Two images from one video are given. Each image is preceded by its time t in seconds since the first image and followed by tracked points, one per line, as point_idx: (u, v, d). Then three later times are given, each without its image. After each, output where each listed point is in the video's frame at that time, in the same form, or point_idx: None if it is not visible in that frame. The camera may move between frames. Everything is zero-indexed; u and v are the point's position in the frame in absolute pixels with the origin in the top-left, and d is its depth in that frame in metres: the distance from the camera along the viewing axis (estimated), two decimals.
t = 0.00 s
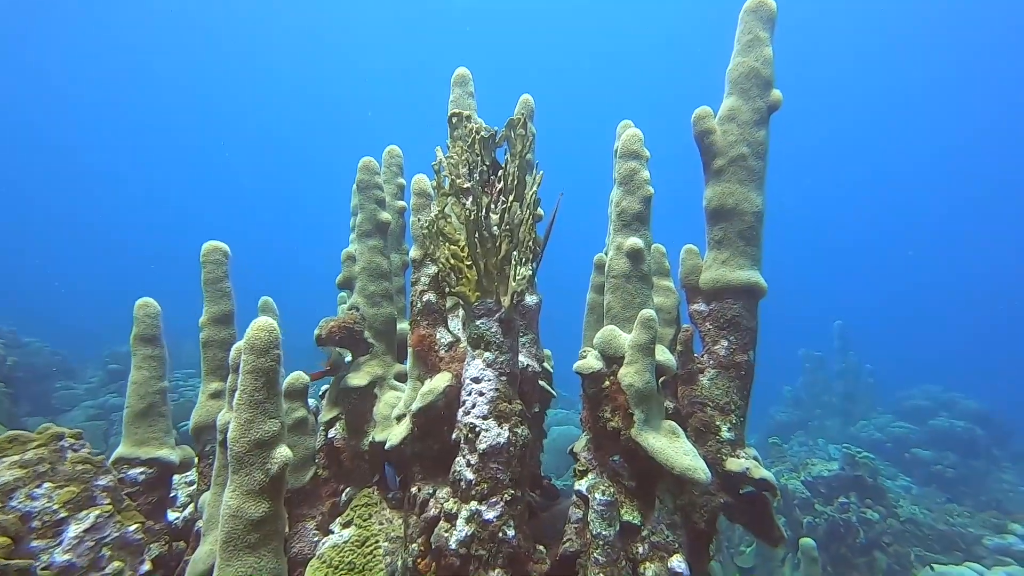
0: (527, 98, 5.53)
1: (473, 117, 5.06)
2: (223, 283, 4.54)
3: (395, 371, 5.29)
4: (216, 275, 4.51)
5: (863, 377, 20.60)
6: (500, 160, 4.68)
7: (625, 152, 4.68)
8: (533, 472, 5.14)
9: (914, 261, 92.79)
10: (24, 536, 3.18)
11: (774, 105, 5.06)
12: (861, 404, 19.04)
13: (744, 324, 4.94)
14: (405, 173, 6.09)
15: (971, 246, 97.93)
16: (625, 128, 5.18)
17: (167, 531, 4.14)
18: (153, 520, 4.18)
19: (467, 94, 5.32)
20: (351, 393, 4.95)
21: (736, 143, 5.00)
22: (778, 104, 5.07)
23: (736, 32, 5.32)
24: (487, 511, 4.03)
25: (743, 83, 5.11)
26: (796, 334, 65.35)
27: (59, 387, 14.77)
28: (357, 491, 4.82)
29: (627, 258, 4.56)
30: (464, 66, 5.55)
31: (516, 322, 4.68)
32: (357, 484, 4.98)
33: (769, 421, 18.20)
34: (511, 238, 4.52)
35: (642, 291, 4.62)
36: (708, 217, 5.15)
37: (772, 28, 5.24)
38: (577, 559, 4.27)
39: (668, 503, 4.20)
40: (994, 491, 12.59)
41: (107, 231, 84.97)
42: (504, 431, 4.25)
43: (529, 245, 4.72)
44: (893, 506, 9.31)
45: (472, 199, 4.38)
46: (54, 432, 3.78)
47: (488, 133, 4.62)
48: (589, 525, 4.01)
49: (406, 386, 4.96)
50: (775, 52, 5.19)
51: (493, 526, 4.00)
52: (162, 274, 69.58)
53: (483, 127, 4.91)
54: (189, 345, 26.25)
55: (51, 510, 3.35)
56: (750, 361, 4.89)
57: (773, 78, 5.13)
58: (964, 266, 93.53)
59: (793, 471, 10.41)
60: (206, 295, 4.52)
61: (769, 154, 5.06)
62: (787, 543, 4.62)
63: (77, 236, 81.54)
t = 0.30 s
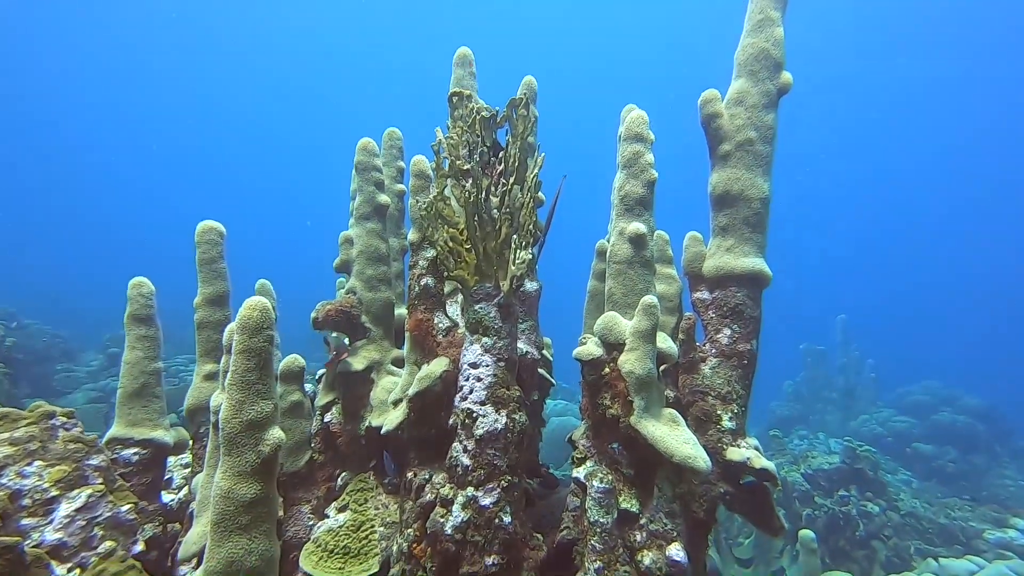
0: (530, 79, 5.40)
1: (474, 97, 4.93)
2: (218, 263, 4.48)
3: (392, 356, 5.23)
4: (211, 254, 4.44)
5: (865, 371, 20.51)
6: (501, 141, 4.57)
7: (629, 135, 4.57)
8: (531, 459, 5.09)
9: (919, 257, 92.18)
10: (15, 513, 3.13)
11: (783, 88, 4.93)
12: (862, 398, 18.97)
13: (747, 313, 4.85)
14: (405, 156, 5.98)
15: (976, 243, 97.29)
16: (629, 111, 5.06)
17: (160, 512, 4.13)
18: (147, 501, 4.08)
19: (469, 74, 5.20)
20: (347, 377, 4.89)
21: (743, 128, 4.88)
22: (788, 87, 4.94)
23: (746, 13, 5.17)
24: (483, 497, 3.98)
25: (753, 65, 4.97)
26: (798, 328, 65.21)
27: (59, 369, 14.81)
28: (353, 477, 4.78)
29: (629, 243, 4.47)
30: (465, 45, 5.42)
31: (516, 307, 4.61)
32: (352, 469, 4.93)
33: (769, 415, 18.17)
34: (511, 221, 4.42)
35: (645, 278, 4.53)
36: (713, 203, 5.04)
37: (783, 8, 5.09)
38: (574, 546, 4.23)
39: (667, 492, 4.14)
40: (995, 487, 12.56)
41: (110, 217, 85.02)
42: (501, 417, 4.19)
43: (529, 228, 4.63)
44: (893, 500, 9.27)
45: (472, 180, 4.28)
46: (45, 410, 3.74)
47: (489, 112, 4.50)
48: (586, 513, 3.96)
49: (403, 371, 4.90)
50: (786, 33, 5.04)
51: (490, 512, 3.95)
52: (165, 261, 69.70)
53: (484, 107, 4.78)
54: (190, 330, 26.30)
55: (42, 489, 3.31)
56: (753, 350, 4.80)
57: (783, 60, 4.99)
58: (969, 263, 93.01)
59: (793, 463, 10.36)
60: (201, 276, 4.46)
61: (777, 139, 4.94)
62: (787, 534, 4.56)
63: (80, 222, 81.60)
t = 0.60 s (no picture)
0: (537, 53, 5.20)
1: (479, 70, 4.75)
2: (213, 240, 4.38)
3: (392, 338, 5.12)
4: (206, 230, 4.35)
5: (874, 363, 20.25)
6: (505, 115, 4.40)
7: (639, 109, 4.38)
8: (532, 444, 4.98)
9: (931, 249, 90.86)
10: (4, 489, 3.07)
11: (802, 61, 4.71)
12: (871, 390, 18.74)
13: (759, 296, 4.67)
14: (407, 134, 5.82)
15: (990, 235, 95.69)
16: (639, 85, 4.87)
17: (156, 491, 4.06)
18: (143, 480, 4.02)
19: (473, 47, 5.02)
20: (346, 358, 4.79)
21: (759, 103, 4.67)
22: (808, 60, 4.72)
23: None
24: (483, 481, 3.88)
25: (771, 37, 4.75)
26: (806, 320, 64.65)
27: (67, 351, 14.94)
28: (352, 459, 4.70)
29: (637, 223, 4.31)
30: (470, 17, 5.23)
31: (519, 288, 4.48)
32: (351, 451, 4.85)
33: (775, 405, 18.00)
34: (515, 198, 4.27)
35: (653, 259, 4.38)
36: (725, 182, 4.85)
37: None
38: (577, 532, 4.13)
39: (673, 478, 4.02)
40: (1006, 480, 12.35)
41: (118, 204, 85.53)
42: (503, 400, 4.08)
43: (534, 206, 4.47)
44: (902, 491, 9.12)
45: (475, 154, 4.13)
46: (37, 385, 3.68)
47: (494, 84, 4.33)
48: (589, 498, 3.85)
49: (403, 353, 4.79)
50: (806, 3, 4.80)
51: (490, 496, 3.85)
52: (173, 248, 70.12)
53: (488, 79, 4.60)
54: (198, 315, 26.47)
55: (33, 464, 3.25)
56: (764, 335, 4.64)
57: (802, 32, 4.76)
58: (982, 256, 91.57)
59: (800, 453, 10.23)
60: (196, 252, 4.38)
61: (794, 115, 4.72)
62: (796, 523, 4.43)
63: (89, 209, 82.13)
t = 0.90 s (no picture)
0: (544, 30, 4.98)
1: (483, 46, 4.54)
2: (205, 224, 4.26)
3: (392, 328, 4.95)
4: (199, 214, 4.21)
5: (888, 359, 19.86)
6: (510, 92, 4.19)
7: (651, 86, 4.16)
8: (537, 437, 4.80)
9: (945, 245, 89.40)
10: None
11: (826, 35, 4.45)
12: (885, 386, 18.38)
13: (776, 284, 4.43)
14: (409, 117, 5.62)
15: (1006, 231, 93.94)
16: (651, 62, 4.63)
17: (148, 483, 3.93)
18: (134, 472, 3.89)
19: (478, 23, 4.80)
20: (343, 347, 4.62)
21: (778, 80, 4.41)
22: (832, 34, 4.45)
23: None
24: (485, 475, 3.71)
25: (792, 10, 4.49)
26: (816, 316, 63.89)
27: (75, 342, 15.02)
28: (350, 452, 4.54)
29: (648, 206, 4.09)
30: None
31: (523, 275, 4.28)
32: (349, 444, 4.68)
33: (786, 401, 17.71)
34: (519, 179, 4.07)
35: (665, 245, 4.16)
36: (740, 164, 4.61)
37: None
38: (583, 529, 3.95)
39: (685, 473, 3.82)
40: None
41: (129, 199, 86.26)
42: (506, 390, 3.90)
43: (539, 189, 4.27)
44: (919, 490, 8.86)
45: (479, 132, 3.94)
46: (20, 373, 3.56)
47: (497, 59, 4.12)
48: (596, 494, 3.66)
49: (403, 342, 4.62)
50: None
51: (492, 491, 3.68)
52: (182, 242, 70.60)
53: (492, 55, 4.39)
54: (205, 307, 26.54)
55: (14, 455, 3.09)
56: (781, 325, 4.39)
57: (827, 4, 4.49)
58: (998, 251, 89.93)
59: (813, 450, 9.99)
60: (188, 237, 4.24)
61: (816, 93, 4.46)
62: (814, 521, 4.20)
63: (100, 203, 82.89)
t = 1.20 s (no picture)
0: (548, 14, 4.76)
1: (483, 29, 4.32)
2: (191, 217, 4.05)
3: (388, 326, 4.74)
4: (184, 207, 4.01)
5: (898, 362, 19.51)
6: (510, 76, 3.98)
7: (660, 70, 3.94)
8: (540, 440, 4.58)
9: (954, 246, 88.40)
10: None
11: (846, 18, 4.20)
12: (896, 389, 18.04)
13: (792, 281, 4.17)
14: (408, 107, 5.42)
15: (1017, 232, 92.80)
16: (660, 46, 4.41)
17: (130, 489, 3.69)
18: (115, 477, 3.63)
19: (478, 7, 4.59)
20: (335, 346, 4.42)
21: (795, 66, 4.17)
22: (853, 17, 4.20)
23: None
24: (483, 482, 3.49)
25: None
26: (823, 317, 63.27)
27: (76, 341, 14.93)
28: (342, 456, 4.33)
29: (657, 197, 3.86)
30: None
31: (524, 270, 4.07)
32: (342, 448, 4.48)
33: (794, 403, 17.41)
34: (521, 168, 3.86)
35: (675, 239, 3.94)
36: (754, 155, 4.37)
37: None
38: (587, 538, 3.73)
39: (695, 481, 3.59)
40: None
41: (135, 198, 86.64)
42: (505, 392, 3.68)
43: (541, 179, 4.06)
44: (935, 496, 8.57)
45: (477, 118, 3.73)
46: None
47: (497, 41, 3.91)
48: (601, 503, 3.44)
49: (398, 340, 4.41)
50: None
51: (491, 499, 3.46)
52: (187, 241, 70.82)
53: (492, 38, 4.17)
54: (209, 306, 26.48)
55: None
56: (797, 324, 4.14)
57: None
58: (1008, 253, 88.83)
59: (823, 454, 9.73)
60: (173, 230, 4.03)
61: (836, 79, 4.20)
62: (832, 532, 3.95)
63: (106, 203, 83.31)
